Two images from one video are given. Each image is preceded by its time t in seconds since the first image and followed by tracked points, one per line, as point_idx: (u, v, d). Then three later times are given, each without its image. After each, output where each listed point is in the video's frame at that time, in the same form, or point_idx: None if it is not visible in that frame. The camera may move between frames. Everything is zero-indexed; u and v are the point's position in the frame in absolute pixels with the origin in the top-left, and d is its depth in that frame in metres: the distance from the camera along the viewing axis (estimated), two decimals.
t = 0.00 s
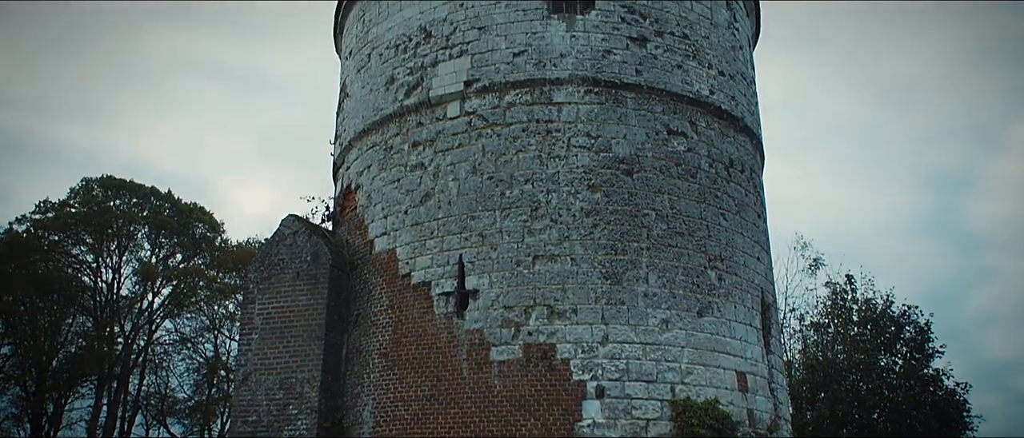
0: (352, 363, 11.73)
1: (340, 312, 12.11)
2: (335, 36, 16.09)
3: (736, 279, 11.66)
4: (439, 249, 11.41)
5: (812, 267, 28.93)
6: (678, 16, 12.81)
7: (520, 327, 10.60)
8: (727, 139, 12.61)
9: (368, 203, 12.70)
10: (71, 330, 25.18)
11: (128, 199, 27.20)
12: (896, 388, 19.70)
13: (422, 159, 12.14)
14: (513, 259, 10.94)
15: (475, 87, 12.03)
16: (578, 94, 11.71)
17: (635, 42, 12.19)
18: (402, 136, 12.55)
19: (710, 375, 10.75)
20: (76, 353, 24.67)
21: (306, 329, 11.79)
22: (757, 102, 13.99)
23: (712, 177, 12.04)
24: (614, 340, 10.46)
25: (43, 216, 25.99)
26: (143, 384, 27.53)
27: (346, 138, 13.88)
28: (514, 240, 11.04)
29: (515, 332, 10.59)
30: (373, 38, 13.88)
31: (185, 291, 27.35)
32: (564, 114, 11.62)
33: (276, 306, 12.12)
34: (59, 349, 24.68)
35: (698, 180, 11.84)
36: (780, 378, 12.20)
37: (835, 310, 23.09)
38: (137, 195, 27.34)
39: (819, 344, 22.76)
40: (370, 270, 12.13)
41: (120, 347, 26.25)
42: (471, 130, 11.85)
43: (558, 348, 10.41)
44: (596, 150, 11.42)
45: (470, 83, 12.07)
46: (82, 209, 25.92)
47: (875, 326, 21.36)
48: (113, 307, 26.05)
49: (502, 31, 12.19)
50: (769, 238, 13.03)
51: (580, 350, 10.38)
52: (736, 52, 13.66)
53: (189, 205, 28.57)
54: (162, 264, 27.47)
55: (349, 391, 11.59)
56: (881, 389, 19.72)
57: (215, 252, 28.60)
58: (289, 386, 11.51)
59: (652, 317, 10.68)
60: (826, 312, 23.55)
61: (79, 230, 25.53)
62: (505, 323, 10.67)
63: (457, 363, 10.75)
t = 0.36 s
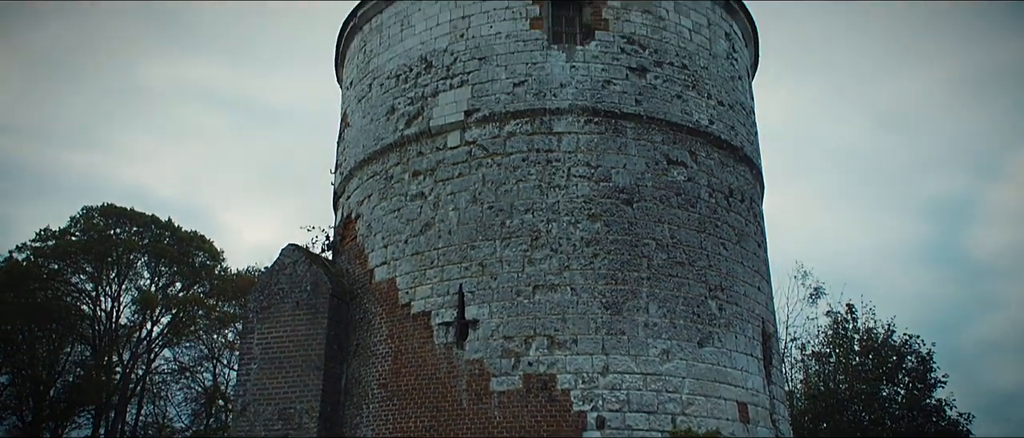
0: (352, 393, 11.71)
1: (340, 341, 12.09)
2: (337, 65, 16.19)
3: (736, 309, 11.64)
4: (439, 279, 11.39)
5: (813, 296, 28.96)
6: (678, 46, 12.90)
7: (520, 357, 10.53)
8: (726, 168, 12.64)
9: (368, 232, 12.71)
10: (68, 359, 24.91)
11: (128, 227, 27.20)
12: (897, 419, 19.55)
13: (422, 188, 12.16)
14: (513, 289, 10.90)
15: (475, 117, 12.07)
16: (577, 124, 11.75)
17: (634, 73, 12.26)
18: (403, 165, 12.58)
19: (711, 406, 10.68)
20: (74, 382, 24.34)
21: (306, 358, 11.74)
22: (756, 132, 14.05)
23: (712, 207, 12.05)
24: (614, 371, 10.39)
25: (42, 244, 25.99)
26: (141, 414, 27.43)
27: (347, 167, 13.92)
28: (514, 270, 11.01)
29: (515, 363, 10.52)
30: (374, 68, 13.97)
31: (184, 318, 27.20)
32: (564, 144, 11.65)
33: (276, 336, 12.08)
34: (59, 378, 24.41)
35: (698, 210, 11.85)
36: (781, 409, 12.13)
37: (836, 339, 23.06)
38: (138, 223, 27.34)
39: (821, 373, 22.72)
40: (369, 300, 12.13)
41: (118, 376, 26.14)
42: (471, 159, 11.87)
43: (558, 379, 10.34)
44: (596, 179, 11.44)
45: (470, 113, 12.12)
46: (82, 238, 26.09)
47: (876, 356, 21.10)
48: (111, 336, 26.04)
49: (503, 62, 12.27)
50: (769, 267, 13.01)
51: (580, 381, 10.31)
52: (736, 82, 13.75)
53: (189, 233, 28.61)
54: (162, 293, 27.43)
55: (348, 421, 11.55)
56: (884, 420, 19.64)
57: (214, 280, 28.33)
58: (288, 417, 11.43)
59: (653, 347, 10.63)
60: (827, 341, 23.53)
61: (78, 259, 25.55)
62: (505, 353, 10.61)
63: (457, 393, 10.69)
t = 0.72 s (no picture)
0: (350, 424, 11.63)
1: (338, 371, 12.03)
2: (338, 95, 16.28)
3: (737, 339, 11.60)
4: (438, 308, 11.35)
5: (812, 326, 28.94)
6: (677, 77, 12.97)
7: (519, 387, 10.45)
8: (726, 198, 12.66)
9: (368, 261, 12.70)
10: (65, 387, 24.86)
11: (128, 254, 27.20)
12: None
13: (422, 217, 12.16)
14: (513, 318, 10.86)
15: (475, 146, 12.10)
16: (577, 154, 11.78)
17: (634, 103, 12.32)
18: (403, 194, 12.59)
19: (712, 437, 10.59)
20: (67, 411, 23.94)
21: (303, 388, 11.66)
22: (755, 162, 14.09)
23: (712, 237, 12.05)
24: (614, 401, 10.31)
25: (42, 271, 25.94)
26: None
27: (346, 196, 13.95)
28: (514, 299, 10.97)
29: (514, 393, 10.43)
30: (375, 98, 14.04)
31: (183, 346, 27.22)
32: (564, 173, 11.66)
33: (274, 365, 12.02)
34: (54, 405, 24.20)
35: (698, 240, 11.85)
36: None
37: (836, 369, 22.98)
38: (138, 250, 27.32)
39: (822, 404, 22.61)
40: (368, 329, 12.09)
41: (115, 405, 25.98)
42: (471, 188, 11.88)
43: (557, 409, 10.25)
44: (596, 209, 11.45)
45: (470, 142, 12.15)
46: (82, 265, 26.07)
47: (877, 388, 21.12)
48: (108, 364, 25.84)
49: (503, 92, 12.33)
50: (769, 297, 12.99)
51: (580, 411, 10.23)
52: (735, 113, 13.82)
53: (189, 260, 28.66)
54: (160, 320, 27.36)
55: None
56: None
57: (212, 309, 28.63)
58: None
59: (653, 377, 10.56)
60: (828, 371, 23.45)
61: (78, 287, 25.58)
62: (504, 383, 10.53)
63: (455, 424, 10.59)
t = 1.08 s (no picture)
0: None
1: (337, 400, 11.97)
2: (339, 125, 16.36)
3: (738, 370, 11.55)
4: (439, 337, 11.30)
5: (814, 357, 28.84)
6: (677, 107, 13.03)
7: (519, 417, 10.35)
8: (726, 227, 12.67)
9: (368, 290, 12.68)
10: (62, 416, 24.82)
11: (128, 282, 27.12)
12: None
13: (422, 246, 12.15)
14: (513, 348, 10.80)
15: (476, 175, 12.12)
16: (578, 183, 11.80)
17: (634, 133, 12.36)
18: (403, 222, 12.60)
19: None
20: None
21: (302, 417, 11.57)
22: (756, 192, 14.11)
23: (712, 267, 12.04)
24: (614, 432, 10.22)
25: (42, 299, 25.87)
26: None
27: (347, 224, 13.97)
28: (514, 329, 10.92)
29: (514, 423, 10.33)
30: (377, 127, 14.10)
31: (183, 374, 27.05)
32: (564, 203, 11.67)
33: (272, 395, 11.95)
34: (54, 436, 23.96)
35: (698, 270, 11.83)
36: None
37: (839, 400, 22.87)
38: (138, 278, 27.31)
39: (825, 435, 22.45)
40: (368, 358, 12.06)
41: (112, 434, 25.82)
42: (472, 218, 11.89)
43: None
44: (596, 238, 11.45)
45: (471, 171, 12.17)
46: (82, 293, 26.01)
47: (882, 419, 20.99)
48: (106, 392, 25.67)
49: (504, 121, 12.38)
50: (770, 328, 12.95)
51: None
52: (735, 143, 13.88)
53: (189, 288, 28.72)
54: (159, 349, 27.27)
55: None
56: None
57: (212, 337, 28.64)
58: None
59: (654, 408, 10.49)
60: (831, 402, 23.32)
61: (77, 315, 25.57)
62: (504, 413, 10.43)
63: None
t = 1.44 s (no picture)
0: None
1: (339, 433, 11.89)
2: (342, 156, 16.43)
3: (742, 401, 11.47)
4: (440, 369, 11.24)
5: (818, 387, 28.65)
6: (678, 137, 13.08)
7: None
8: (728, 257, 12.65)
9: (370, 321, 12.64)
10: None
11: (128, 313, 27.16)
12: None
13: (424, 277, 12.14)
14: (515, 379, 10.74)
15: (478, 206, 12.13)
16: (580, 214, 11.80)
17: (636, 163, 12.40)
18: (405, 253, 12.60)
19: None
20: None
21: None
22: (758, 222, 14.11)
23: (715, 297, 12.01)
24: None
25: (42, 330, 25.84)
26: None
27: (349, 255, 13.97)
28: (516, 360, 10.86)
29: None
30: (379, 158, 14.15)
31: (183, 405, 26.88)
32: (566, 233, 11.67)
33: (273, 427, 11.87)
34: None
35: (701, 300, 11.79)
36: None
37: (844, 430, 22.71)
38: (138, 309, 27.38)
39: None
40: (370, 390, 12.00)
41: None
42: (474, 248, 11.88)
43: None
44: (599, 269, 11.43)
45: (473, 202, 12.18)
46: (83, 323, 26.07)
47: None
48: (105, 424, 25.57)
49: (505, 152, 12.42)
50: (774, 358, 12.90)
51: None
52: (736, 173, 13.91)
53: (189, 320, 28.71)
54: (160, 380, 27.16)
55: None
56: None
57: (213, 368, 28.54)
58: None
59: None
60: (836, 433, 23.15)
61: (78, 347, 25.58)
62: None
63: None
